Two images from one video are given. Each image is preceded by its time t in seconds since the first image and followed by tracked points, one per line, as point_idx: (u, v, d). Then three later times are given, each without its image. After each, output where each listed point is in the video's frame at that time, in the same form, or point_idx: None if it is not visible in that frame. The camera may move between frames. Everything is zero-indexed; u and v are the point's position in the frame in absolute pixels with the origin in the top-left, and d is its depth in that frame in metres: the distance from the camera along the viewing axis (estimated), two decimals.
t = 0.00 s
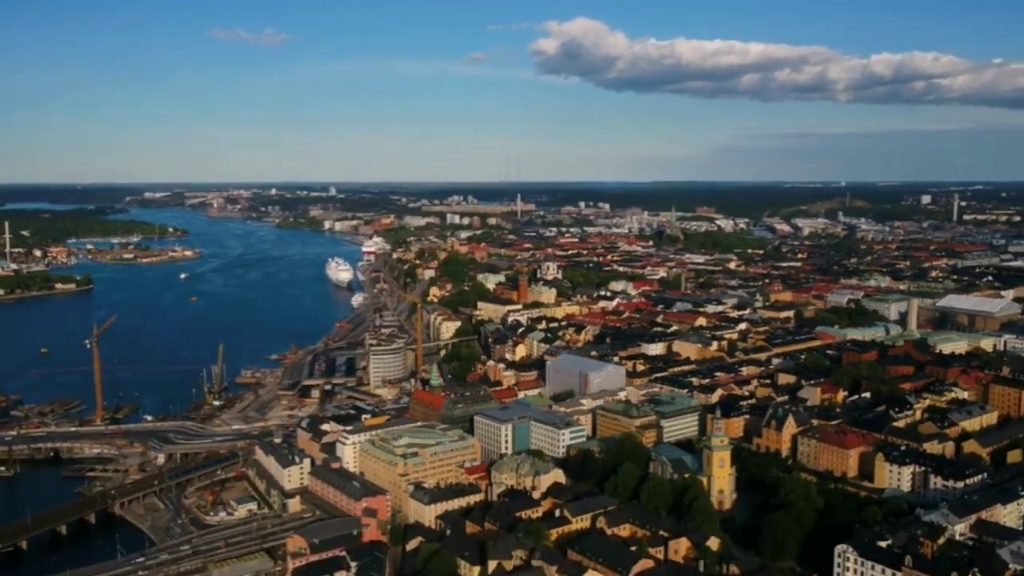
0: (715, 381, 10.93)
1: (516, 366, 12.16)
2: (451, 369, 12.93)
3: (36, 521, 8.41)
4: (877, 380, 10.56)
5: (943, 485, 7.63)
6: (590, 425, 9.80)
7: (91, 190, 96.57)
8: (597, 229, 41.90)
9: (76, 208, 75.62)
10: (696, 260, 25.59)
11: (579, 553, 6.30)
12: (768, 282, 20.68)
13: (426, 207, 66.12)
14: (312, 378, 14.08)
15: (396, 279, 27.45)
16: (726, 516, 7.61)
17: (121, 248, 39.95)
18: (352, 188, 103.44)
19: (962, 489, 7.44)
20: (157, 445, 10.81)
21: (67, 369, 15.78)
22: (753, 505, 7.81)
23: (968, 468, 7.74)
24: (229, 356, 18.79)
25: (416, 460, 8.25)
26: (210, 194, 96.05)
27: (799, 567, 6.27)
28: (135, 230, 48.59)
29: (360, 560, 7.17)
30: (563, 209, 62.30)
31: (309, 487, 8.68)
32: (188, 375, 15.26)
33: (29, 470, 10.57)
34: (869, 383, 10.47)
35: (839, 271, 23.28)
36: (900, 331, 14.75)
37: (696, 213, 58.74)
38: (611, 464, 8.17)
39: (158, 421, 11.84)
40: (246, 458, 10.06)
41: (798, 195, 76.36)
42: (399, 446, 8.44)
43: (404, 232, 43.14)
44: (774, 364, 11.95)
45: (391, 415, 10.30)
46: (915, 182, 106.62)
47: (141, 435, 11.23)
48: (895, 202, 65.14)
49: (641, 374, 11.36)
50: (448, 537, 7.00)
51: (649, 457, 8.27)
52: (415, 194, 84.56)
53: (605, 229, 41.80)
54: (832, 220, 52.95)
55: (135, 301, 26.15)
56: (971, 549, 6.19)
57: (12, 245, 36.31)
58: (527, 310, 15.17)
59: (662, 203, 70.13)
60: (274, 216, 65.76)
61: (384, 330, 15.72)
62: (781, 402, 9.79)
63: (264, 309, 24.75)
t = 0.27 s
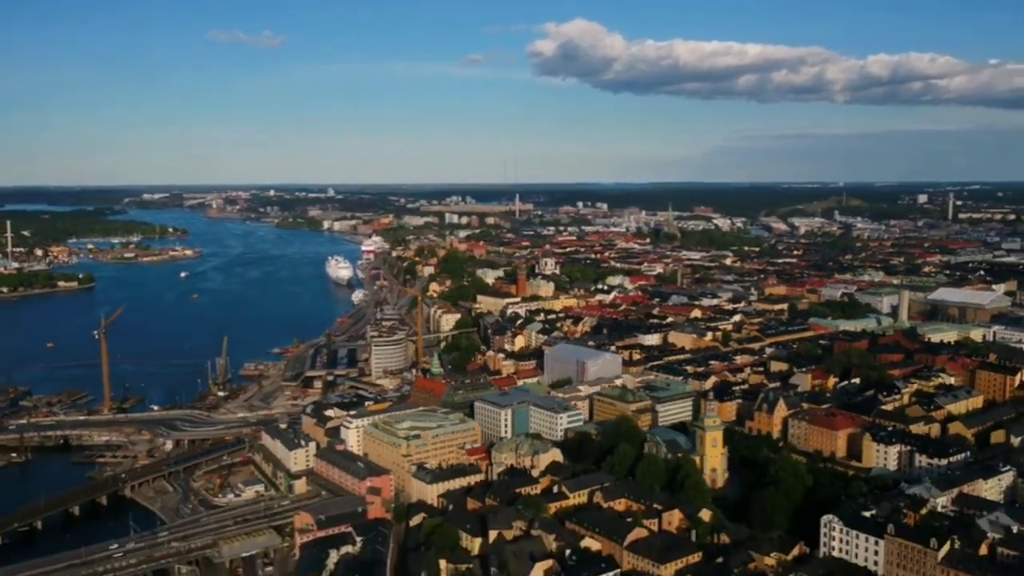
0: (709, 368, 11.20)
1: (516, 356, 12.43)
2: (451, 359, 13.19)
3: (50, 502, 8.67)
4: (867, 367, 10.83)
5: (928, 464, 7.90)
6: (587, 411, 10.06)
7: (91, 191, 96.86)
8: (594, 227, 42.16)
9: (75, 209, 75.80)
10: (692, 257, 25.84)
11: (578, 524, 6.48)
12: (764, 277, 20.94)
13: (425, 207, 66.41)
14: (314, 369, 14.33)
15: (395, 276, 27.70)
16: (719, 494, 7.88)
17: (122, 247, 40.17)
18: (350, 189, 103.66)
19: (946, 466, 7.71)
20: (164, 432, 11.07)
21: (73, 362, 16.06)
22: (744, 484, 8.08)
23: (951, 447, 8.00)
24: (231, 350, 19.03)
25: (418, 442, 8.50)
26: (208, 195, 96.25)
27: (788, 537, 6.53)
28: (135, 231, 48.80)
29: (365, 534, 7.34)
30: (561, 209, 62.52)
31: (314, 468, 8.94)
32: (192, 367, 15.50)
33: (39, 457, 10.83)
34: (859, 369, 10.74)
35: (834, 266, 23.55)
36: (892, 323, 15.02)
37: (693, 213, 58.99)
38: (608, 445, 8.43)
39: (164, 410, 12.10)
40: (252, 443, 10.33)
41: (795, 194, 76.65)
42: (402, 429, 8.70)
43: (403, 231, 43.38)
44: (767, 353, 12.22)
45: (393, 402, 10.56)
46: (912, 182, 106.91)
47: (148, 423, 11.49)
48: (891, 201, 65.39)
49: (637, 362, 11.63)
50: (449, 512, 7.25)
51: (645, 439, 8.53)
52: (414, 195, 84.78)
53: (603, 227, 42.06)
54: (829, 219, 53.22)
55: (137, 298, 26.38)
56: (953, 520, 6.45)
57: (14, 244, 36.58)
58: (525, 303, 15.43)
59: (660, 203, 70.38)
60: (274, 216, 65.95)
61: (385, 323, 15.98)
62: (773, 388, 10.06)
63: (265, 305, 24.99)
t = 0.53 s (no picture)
0: (704, 357, 11.46)
1: (514, 346, 12.69)
2: (451, 350, 13.44)
3: (62, 483, 8.93)
4: (857, 354, 11.11)
5: (913, 444, 8.17)
6: (583, 397, 10.32)
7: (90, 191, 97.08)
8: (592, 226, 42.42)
9: (75, 209, 75.93)
10: (689, 254, 26.11)
11: (575, 498, 6.71)
12: (759, 273, 21.21)
13: (423, 206, 66.67)
14: (316, 361, 14.59)
15: (395, 272, 27.94)
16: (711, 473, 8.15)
17: (123, 246, 40.36)
18: (349, 189, 103.87)
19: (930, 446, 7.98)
20: (171, 419, 11.33)
21: (78, 355, 16.31)
22: (736, 464, 8.34)
23: (936, 428, 8.28)
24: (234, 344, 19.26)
25: (420, 425, 8.77)
26: (208, 195, 96.43)
27: (777, 509, 6.78)
28: (135, 230, 48.98)
29: (369, 511, 7.56)
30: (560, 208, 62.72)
31: (319, 451, 9.21)
32: (196, 359, 15.74)
33: (49, 443, 11.09)
34: (850, 357, 11.01)
35: (829, 263, 23.81)
36: (884, 315, 15.28)
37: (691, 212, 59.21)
38: (604, 428, 8.69)
39: (170, 399, 12.35)
40: (258, 429, 10.59)
41: (793, 194, 76.93)
42: (404, 412, 8.95)
43: (402, 230, 43.61)
44: (761, 343, 12.49)
45: (395, 389, 10.81)
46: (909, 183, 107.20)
47: (154, 411, 11.75)
48: (888, 201, 65.62)
49: (633, 351, 11.89)
50: (449, 490, 7.50)
51: (640, 422, 8.80)
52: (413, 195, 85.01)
53: (600, 226, 42.32)
54: (826, 218, 53.48)
55: (139, 294, 26.60)
56: (934, 493, 6.72)
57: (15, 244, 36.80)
58: (524, 297, 15.68)
59: (658, 203, 70.61)
60: (273, 216, 66.14)
61: (386, 316, 16.23)
62: (765, 374, 10.33)
63: (266, 300, 25.23)
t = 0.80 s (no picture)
0: (697, 345, 11.74)
1: (512, 336, 12.96)
2: (450, 340, 13.70)
3: (74, 464, 9.20)
4: (846, 343, 11.39)
5: (897, 425, 8.46)
6: (579, 383, 10.60)
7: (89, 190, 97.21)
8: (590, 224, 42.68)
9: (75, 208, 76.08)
10: (685, 250, 26.38)
11: (570, 471, 6.98)
12: (754, 268, 21.48)
13: (422, 205, 66.88)
14: (318, 351, 14.85)
15: (394, 268, 28.20)
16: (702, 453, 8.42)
17: (123, 243, 40.58)
18: (348, 189, 104.11)
19: (913, 425, 8.26)
20: (177, 405, 11.59)
21: (83, 346, 16.57)
22: (726, 444, 8.62)
23: (920, 410, 8.57)
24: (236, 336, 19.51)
25: (420, 408, 9.05)
26: (207, 195, 96.65)
27: (763, 483, 7.06)
28: (135, 228, 49.21)
29: (372, 488, 7.83)
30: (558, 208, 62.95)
31: (322, 433, 9.48)
32: (199, 350, 15.99)
33: (58, 428, 11.35)
34: (839, 345, 11.30)
35: (823, 258, 24.09)
36: (875, 307, 15.55)
37: (688, 211, 59.45)
38: (598, 409, 8.98)
39: (175, 387, 12.61)
40: (262, 414, 10.85)
41: (790, 194, 77.24)
42: (405, 396, 9.23)
43: (401, 228, 43.85)
44: (753, 332, 12.77)
45: (396, 375, 11.07)
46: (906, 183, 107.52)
47: (160, 398, 12.02)
48: (885, 200, 65.84)
49: (629, 340, 12.17)
50: (449, 466, 7.78)
51: (633, 405, 9.08)
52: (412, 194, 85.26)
53: (598, 224, 42.58)
54: (822, 217, 53.75)
55: (141, 289, 26.85)
56: (914, 468, 7.00)
57: (15, 241, 37.01)
58: (522, 289, 15.96)
59: (656, 203, 70.87)
60: (272, 215, 66.29)
61: (386, 308, 16.49)
62: (756, 360, 10.60)
63: (266, 295, 25.47)
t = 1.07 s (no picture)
0: (691, 333, 11.99)
1: (510, 326, 13.21)
2: (449, 330, 13.96)
3: (83, 446, 9.45)
4: (836, 331, 11.65)
5: (884, 407, 8.72)
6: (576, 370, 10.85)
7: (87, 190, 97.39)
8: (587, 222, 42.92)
9: (74, 207, 76.24)
10: (681, 247, 26.62)
11: (566, 448, 7.23)
12: (749, 263, 21.73)
13: (419, 205, 67.09)
14: (319, 342, 15.09)
15: (393, 264, 28.44)
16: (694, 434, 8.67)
17: (123, 241, 40.78)
18: (345, 189, 104.29)
19: (899, 407, 8.51)
20: (182, 393, 11.84)
21: (87, 339, 16.82)
22: (718, 426, 8.87)
23: (905, 393, 8.82)
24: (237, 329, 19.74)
25: (421, 392, 9.31)
26: (205, 194, 96.81)
27: (752, 459, 7.32)
28: (135, 227, 49.41)
29: (373, 467, 8.08)
30: (555, 206, 63.19)
31: (325, 417, 9.73)
32: (201, 342, 16.23)
33: (66, 415, 11.60)
34: (829, 333, 11.55)
35: (817, 254, 24.35)
36: (867, 299, 15.82)
37: (685, 210, 59.70)
38: (594, 394, 9.23)
39: (180, 376, 12.86)
40: (265, 401, 11.10)
41: (786, 193, 77.54)
42: (406, 381, 9.49)
43: (399, 226, 44.05)
44: (746, 321, 13.03)
45: (396, 362, 11.32)
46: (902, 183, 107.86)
47: (165, 386, 12.27)
48: (881, 200, 66.11)
49: (624, 330, 12.43)
50: (449, 446, 8.03)
51: (628, 389, 9.33)
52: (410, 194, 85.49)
53: (595, 222, 42.82)
54: (818, 215, 54.00)
55: (141, 284, 27.07)
56: (897, 446, 7.25)
57: (16, 238, 37.22)
58: (519, 282, 16.21)
59: (653, 202, 71.13)
60: (271, 214, 66.47)
61: (386, 301, 16.75)
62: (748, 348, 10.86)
63: (266, 289, 25.70)
